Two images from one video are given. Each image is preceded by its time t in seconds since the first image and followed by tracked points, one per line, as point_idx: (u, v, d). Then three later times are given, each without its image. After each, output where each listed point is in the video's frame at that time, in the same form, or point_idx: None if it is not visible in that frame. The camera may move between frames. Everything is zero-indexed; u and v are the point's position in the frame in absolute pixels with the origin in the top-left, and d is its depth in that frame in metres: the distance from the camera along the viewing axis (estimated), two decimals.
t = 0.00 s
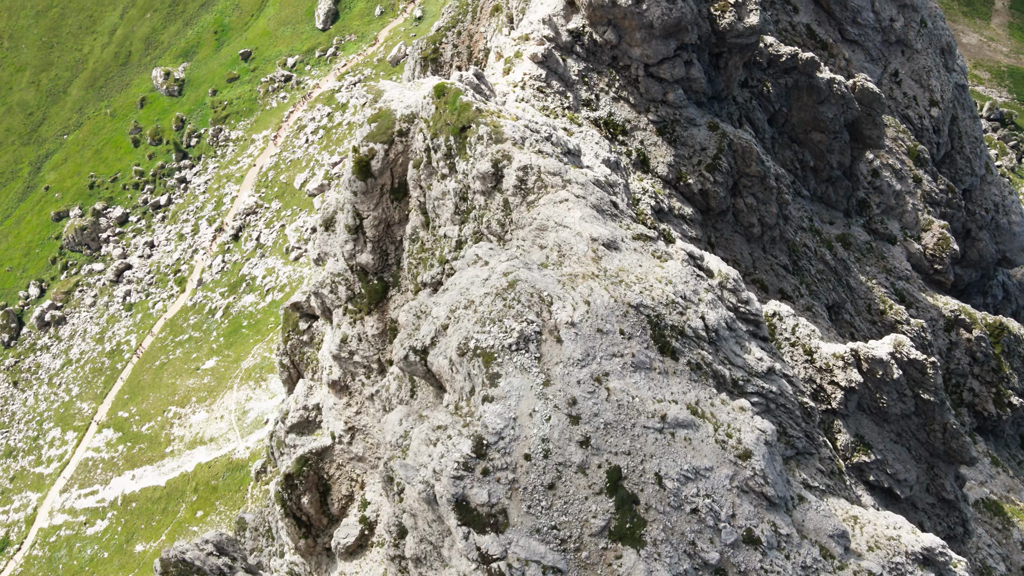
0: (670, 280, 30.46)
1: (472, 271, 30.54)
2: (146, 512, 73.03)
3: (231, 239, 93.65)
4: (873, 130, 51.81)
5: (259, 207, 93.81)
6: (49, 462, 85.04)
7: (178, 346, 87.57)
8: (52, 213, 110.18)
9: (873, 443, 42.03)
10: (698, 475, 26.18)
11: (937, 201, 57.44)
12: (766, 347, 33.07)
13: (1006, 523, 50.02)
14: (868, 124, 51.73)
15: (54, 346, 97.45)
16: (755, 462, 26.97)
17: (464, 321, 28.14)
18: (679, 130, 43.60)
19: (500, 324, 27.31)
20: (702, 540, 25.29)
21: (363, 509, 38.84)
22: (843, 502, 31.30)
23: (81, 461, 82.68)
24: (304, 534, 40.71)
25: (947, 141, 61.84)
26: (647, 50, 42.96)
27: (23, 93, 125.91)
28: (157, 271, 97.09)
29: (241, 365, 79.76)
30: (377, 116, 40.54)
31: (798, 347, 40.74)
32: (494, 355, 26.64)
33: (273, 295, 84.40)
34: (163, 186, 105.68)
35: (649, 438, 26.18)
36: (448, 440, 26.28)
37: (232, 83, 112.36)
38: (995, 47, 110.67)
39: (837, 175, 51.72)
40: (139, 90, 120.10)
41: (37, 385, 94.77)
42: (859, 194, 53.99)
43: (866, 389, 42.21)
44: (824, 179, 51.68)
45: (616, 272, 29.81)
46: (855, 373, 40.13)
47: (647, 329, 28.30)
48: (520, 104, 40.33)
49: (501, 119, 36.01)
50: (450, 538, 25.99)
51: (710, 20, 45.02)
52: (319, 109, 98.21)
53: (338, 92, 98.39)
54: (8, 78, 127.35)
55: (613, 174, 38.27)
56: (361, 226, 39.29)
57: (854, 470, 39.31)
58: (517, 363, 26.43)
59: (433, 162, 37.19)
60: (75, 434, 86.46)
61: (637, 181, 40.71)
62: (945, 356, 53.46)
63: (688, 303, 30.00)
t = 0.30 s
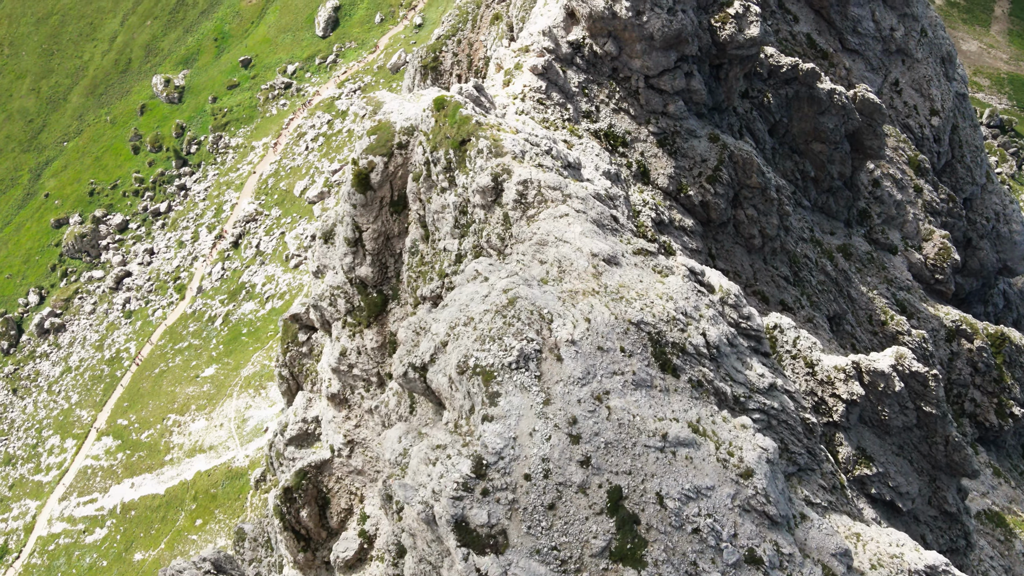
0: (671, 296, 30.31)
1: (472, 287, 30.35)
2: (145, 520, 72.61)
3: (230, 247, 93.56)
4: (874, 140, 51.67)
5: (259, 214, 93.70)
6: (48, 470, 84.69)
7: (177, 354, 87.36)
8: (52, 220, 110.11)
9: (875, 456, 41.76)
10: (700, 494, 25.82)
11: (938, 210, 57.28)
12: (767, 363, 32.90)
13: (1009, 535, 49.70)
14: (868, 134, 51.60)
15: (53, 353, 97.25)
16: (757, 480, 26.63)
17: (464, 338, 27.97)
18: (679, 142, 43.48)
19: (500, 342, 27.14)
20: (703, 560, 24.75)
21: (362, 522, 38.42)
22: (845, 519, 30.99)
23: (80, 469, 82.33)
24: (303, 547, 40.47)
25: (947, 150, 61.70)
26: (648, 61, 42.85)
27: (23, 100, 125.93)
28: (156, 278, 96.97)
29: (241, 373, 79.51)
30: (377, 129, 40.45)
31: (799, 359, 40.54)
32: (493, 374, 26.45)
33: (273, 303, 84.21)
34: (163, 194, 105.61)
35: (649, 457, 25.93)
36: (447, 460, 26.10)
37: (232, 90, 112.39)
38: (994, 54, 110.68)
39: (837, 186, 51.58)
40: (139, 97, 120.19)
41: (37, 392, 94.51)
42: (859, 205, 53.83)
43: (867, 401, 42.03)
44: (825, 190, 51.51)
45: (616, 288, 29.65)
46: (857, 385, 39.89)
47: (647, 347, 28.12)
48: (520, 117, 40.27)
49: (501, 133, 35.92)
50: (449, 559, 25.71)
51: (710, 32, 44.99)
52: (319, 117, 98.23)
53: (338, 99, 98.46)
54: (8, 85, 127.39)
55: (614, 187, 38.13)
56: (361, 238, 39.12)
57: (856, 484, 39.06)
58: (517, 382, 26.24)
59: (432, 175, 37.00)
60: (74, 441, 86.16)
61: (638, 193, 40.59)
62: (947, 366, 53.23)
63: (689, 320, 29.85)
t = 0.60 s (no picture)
0: (672, 313, 30.14)
1: (471, 303, 30.12)
2: (144, 529, 72.21)
3: (230, 254, 93.44)
4: (874, 151, 51.55)
5: (259, 222, 93.59)
6: (47, 478, 84.30)
7: (177, 362, 87.06)
8: (52, 227, 110.04)
9: (876, 469, 41.51)
10: (701, 514, 25.50)
11: (938, 220, 57.11)
12: (770, 379, 32.69)
13: (1012, 547, 49.37)
14: (869, 145, 51.48)
15: (52, 360, 97.03)
16: (760, 499, 26.31)
17: (463, 356, 27.80)
18: (680, 153, 43.35)
19: (500, 360, 26.98)
20: None
21: (361, 536, 38.03)
22: (848, 536, 30.70)
23: (79, 477, 81.95)
24: (302, 561, 40.26)
25: (948, 159, 61.58)
26: (648, 73, 42.76)
27: (23, 107, 125.95)
28: (156, 285, 96.80)
29: (241, 381, 79.24)
30: (377, 141, 40.32)
31: (800, 372, 40.32)
32: (493, 393, 26.26)
33: (273, 310, 84.04)
34: (163, 201, 105.52)
35: (651, 477, 25.65)
36: (447, 481, 25.88)
37: (232, 97, 112.41)
38: (994, 61, 110.75)
39: (838, 196, 51.45)
40: (139, 104, 120.28)
41: (36, 400, 94.21)
42: (860, 215, 53.68)
43: (869, 414, 41.84)
44: (826, 200, 51.38)
45: (617, 305, 29.46)
46: (859, 398, 39.69)
47: (649, 364, 27.91)
48: (520, 129, 40.19)
49: (501, 146, 35.82)
50: None
51: (711, 43, 44.94)
52: (319, 124, 98.22)
53: (338, 106, 98.50)
54: (8, 93, 127.35)
55: (614, 200, 37.98)
56: (360, 251, 38.89)
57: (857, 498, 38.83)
58: (517, 401, 26.02)
59: (432, 189, 36.80)
60: (73, 449, 85.77)
61: (638, 205, 40.48)
62: (948, 377, 53.00)
63: (691, 336, 29.67)
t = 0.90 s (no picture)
0: (673, 329, 29.97)
1: (471, 320, 29.91)
2: (143, 537, 71.83)
3: (230, 262, 93.30)
4: (875, 161, 51.43)
5: (259, 229, 93.48)
6: (46, 486, 83.93)
7: (177, 369, 86.71)
8: (51, 234, 110.03)
9: (878, 482, 41.23)
10: (703, 534, 25.25)
11: (939, 230, 56.93)
12: (771, 395, 32.47)
13: (1015, 559, 49.01)
14: (870, 155, 51.36)
15: (52, 368, 96.83)
16: (762, 519, 26.07)
17: (463, 375, 27.62)
18: (680, 165, 43.21)
19: (500, 378, 26.78)
20: None
21: (360, 551, 37.06)
22: (851, 554, 30.38)
23: (78, 486, 81.60)
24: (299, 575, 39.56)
25: (949, 168, 61.43)
26: (648, 85, 42.64)
27: (23, 114, 125.99)
28: (155, 293, 96.63)
29: (240, 389, 78.89)
30: (376, 154, 40.16)
31: (802, 385, 40.07)
32: (493, 413, 26.06)
33: (272, 318, 83.85)
34: (162, 208, 105.45)
35: (651, 496, 25.40)
36: (447, 501, 25.68)
37: (232, 104, 112.45)
38: (994, 68, 110.74)
39: (839, 207, 51.32)
40: (139, 111, 120.37)
41: (35, 407, 93.93)
42: (861, 225, 53.50)
43: (870, 427, 41.60)
44: (827, 211, 51.23)
45: (617, 321, 29.30)
46: (860, 411, 39.45)
47: (649, 382, 27.70)
48: (520, 142, 40.11)
49: (501, 160, 35.72)
50: None
51: (711, 54, 44.83)
52: (319, 131, 98.22)
53: (338, 114, 98.52)
54: (8, 100, 127.33)
55: (614, 213, 37.84)
56: (359, 264, 38.60)
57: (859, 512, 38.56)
58: (517, 421, 25.82)
59: (432, 203, 36.63)
60: (72, 457, 85.41)
61: (638, 217, 40.33)
62: (950, 387, 52.71)
63: (692, 353, 29.48)
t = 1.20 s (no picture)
0: (673, 346, 29.80)
1: (470, 336, 29.70)
2: (142, 546, 71.34)
3: (229, 269, 93.20)
4: (876, 171, 51.30)
5: (259, 236, 93.39)
6: (44, 494, 83.49)
7: (176, 377, 86.38)
8: (51, 242, 110.02)
9: (880, 495, 40.97)
10: (704, 554, 25.00)
11: (940, 239, 56.77)
12: (772, 411, 32.30)
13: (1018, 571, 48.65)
14: (871, 165, 51.27)
15: (51, 376, 96.55)
16: (764, 538, 25.84)
17: (462, 393, 27.45)
18: (680, 176, 43.07)
19: (500, 397, 26.56)
20: None
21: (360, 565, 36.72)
22: (854, 571, 30.13)
23: (77, 494, 81.19)
24: None
25: (950, 177, 61.30)
26: (648, 96, 42.50)
27: (23, 121, 125.99)
28: (155, 300, 96.43)
29: (239, 397, 78.55)
30: (376, 166, 39.99)
31: (803, 398, 39.78)
32: (492, 431, 25.86)
33: (272, 325, 83.67)
34: (162, 215, 105.35)
35: (652, 516, 25.15)
36: (446, 521, 25.46)
37: (232, 112, 112.49)
38: (993, 75, 110.81)
39: (840, 217, 51.17)
40: (139, 118, 120.44)
41: (34, 415, 93.56)
42: (861, 235, 53.31)
43: (872, 440, 41.36)
44: (827, 221, 51.10)
45: (618, 337, 29.12)
46: (862, 424, 39.22)
47: (650, 400, 27.49)
48: (520, 154, 40.00)
49: (501, 173, 35.59)
50: None
51: (712, 65, 44.66)
52: (319, 139, 98.21)
53: (338, 121, 98.54)
54: (8, 107, 127.35)
55: (614, 225, 37.68)
56: (358, 277, 38.36)
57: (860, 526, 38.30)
58: (516, 440, 25.61)
59: (431, 216, 36.45)
60: (71, 465, 85.01)
61: (639, 229, 40.20)
62: (952, 398, 52.44)
63: (693, 370, 29.29)
